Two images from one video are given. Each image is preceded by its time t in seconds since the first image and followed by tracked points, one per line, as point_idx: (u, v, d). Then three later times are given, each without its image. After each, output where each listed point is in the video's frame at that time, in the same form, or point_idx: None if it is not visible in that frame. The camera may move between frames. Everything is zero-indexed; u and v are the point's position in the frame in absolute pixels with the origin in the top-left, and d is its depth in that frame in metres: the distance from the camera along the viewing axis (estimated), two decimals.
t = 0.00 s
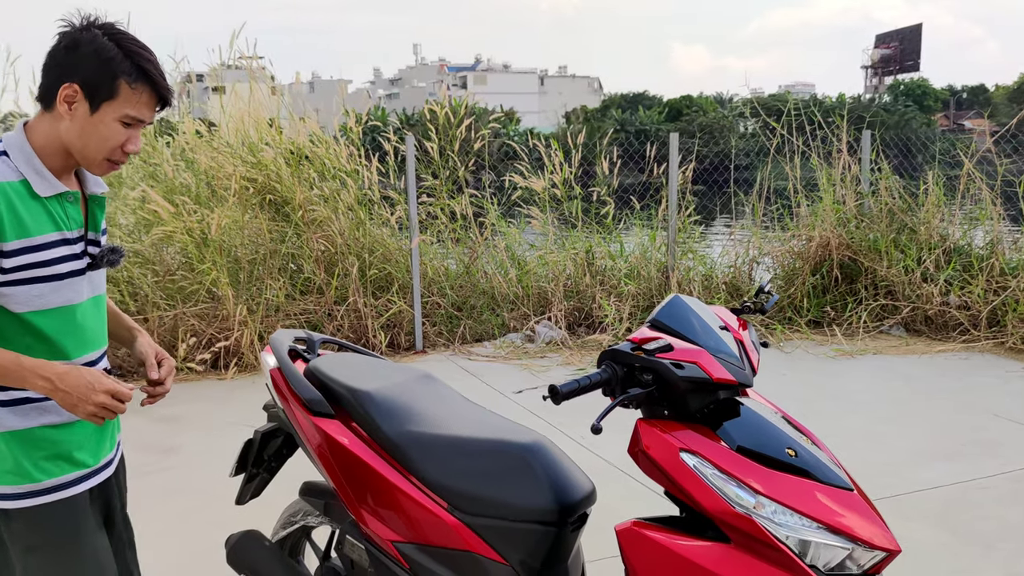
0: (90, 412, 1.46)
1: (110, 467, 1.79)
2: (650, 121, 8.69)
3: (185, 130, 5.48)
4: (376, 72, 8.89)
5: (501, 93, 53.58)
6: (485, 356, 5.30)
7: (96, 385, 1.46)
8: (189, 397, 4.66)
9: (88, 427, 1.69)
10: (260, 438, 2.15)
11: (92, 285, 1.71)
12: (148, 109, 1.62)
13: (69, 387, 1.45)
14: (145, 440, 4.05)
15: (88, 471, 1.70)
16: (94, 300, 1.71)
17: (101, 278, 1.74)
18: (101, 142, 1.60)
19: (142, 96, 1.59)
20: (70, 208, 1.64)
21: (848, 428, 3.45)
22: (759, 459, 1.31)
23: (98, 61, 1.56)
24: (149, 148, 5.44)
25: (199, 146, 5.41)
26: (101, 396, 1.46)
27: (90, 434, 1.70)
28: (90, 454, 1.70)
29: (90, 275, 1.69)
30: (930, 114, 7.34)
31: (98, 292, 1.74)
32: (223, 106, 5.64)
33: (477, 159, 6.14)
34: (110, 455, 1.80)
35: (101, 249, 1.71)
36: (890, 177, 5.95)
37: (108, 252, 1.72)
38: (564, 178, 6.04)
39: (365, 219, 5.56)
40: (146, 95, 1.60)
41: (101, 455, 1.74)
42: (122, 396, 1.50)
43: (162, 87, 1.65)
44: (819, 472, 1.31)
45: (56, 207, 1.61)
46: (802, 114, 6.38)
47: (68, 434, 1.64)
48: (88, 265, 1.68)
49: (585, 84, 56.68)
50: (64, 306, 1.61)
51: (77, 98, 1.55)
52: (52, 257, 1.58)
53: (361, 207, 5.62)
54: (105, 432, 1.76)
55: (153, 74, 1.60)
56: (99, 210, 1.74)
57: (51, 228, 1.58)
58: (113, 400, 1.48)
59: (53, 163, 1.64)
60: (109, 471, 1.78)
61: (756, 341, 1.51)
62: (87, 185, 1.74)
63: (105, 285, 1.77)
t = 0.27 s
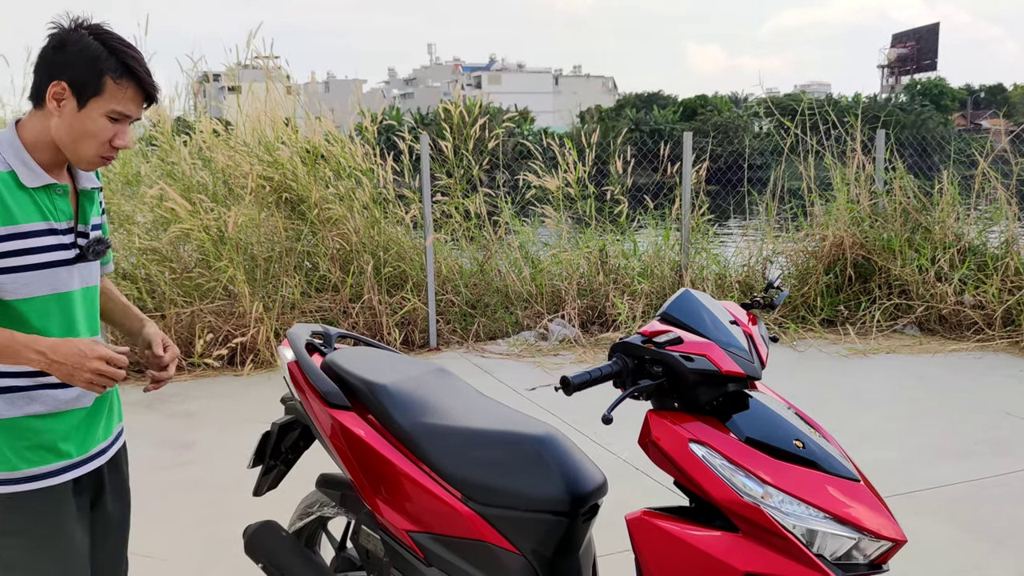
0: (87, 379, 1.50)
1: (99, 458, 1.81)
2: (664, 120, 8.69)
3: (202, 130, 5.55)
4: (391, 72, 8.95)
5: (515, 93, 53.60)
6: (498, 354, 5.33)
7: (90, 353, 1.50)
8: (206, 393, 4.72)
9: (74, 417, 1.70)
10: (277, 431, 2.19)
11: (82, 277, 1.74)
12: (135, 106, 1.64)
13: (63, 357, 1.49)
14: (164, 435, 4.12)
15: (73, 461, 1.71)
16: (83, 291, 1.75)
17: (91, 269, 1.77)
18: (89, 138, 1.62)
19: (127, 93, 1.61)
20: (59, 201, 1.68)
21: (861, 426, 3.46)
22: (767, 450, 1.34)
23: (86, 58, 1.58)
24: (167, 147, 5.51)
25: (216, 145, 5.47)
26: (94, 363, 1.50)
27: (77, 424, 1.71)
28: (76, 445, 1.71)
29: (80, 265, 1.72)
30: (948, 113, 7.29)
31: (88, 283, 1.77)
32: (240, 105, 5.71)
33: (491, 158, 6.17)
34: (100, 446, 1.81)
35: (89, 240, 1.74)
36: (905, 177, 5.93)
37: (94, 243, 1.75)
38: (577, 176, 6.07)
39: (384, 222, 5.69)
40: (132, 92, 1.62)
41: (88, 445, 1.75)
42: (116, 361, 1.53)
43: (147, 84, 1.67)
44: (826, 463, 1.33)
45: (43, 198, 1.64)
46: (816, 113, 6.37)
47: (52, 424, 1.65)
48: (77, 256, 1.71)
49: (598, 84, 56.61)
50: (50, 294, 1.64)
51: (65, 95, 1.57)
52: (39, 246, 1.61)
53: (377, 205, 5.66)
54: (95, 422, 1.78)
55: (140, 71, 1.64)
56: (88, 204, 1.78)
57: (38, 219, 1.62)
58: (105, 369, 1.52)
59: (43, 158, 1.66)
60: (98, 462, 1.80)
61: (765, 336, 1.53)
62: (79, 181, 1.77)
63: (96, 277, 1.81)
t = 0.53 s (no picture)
0: (29, 361, 1.49)
1: (81, 450, 1.78)
2: (678, 120, 8.68)
3: (217, 129, 5.60)
4: (405, 72, 8.99)
5: (527, 93, 53.61)
6: (511, 351, 5.35)
7: (23, 336, 1.48)
8: (222, 389, 4.77)
9: (42, 409, 1.69)
10: (293, 422, 2.22)
11: (55, 268, 1.74)
12: (95, 91, 1.66)
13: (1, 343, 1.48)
14: (180, 430, 4.17)
15: (45, 454, 1.70)
16: (55, 282, 1.75)
17: (65, 260, 1.77)
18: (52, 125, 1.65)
19: (86, 78, 1.63)
20: (26, 193, 1.69)
21: (874, 424, 3.45)
22: (777, 440, 1.35)
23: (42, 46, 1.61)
24: (183, 145, 5.57)
25: (231, 144, 5.52)
26: (29, 346, 1.48)
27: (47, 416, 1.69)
28: (48, 437, 1.70)
29: (50, 256, 1.73)
30: (964, 112, 7.25)
31: (63, 274, 1.77)
32: (256, 104, 5.76)
33: (504, 156, 6.19)
34: (82, 437, 1.79)
35: (59, 230, 1.74)
36: (919, 176, 5.90)
37: (65, 234, 1.75)
38: (590, 175, 6.08)
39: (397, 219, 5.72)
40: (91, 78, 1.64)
41: (64, 437, 1.73)
42: (52, 343, 1.49)
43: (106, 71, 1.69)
44: (836, 454, 1.35)
45: (9, 190, 1.66)
46: (830, 112, 6.36)
47: (15, 416, 1.65)
48: (47, 248, 1.72)
49: (611, 83, 56.52)
50: (16, 284, 1.65)
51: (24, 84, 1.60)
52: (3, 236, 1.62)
53: (390, 203, 5.70)
54: (73, 413, 1.76)
55: (97, 56, 1.66)
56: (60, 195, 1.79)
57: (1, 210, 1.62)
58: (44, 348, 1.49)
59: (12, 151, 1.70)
60: (80, 453, 1.78)
61: (777, 329, 1.55)
62: (52, 173, 1.79)
63: (74, 268, 1.81)
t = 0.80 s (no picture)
0: None
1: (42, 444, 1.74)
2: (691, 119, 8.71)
3: (233, 128, 5.67)
4: (419, 71, 9.06)
5: (538, 92, 53.63)
6: (523, 348, 5.39)
7: None
8: (238, 384, 4.84)
9: None
10: (313, 413, 2.26)
11: (15, 268, 1.70)
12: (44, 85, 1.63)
13: None
14: (197, 424, 4.24)
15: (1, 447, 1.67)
16: (16, 284, 1.70)
17: (25, 262, 1.71)
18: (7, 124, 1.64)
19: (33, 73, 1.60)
20: None
21: (887, 420, 3.47)
22: (791, 428, 1.39)
23: None
24: (200, 143, 5.64)
25: (247, 142, 5.59)
26: None
27: None
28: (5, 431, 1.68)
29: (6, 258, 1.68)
30: (978, 112, 7.24)
31: (26, 275, 1.72)
32: (272, 103, 5.83)
33: (517, 154, 6.23)
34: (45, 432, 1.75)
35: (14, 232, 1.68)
36: (932, 174, 5.90)
37: (20, 236, 1.69)
38: (602, 172, 6.11)
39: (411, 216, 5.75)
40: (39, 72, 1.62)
41: (22, 431, 1.70)
42: None
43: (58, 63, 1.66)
44: (849, 442, 1.38)
45: None
46: (842, 111, 6.37)
47: None
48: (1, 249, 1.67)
49: (622, 82, 56.46)
50: None
51: None
52: None
53: (404, 201, 5.74)
54: (34, 407, 1.73)
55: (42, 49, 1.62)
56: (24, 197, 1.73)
57: None
58: None
59: None
60: (43, 447, 1.73)
61: (791, 320, 1.58)
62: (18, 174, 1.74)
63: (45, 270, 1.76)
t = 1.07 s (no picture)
0: None
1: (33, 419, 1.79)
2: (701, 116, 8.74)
3: (247, 124, 5.74)
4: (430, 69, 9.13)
5: (547, 90, 53.65)
6: (535, 342, 5.45)
7: None
8: (253, 376, 4.91)
9: None
10: (335, 398, 2.32)
11: (3, 251, 1.73)
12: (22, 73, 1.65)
13: None
14: (214, 414, 4.31)
15: None
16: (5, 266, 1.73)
17: (15, 244, 1.75)
18: None
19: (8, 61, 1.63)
20: None
21: (897, 411, 3.51)
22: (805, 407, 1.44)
23: None
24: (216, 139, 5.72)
25: (262, 138, 5.67)
26: None
27: None
28: None
29: None
30: (989, 109, 7.26)
31: (15, 257, 1.75)
32: (286, 99, 5.90)
33: (528, 150, 6.29)
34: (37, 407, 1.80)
35: None
36: (942, 170, 5.93)
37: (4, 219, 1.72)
38: (613, 168, 6.17)
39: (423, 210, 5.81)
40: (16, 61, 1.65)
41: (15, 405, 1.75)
42: None
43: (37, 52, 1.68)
44: (861, 421, 1.43)
45: None
46: (852, 108, 6.40)
47: None
48: None
49: (630, 80, 56.43)
50: None
51: None
52: None
53: (416, 196, 5.80)
54: (27, 382, 1.78)
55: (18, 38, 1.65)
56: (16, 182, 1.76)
57: None
58: None
59: None
60: (34, 422, 1.78)
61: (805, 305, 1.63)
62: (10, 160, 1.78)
63: (35, 252, 1.79)
